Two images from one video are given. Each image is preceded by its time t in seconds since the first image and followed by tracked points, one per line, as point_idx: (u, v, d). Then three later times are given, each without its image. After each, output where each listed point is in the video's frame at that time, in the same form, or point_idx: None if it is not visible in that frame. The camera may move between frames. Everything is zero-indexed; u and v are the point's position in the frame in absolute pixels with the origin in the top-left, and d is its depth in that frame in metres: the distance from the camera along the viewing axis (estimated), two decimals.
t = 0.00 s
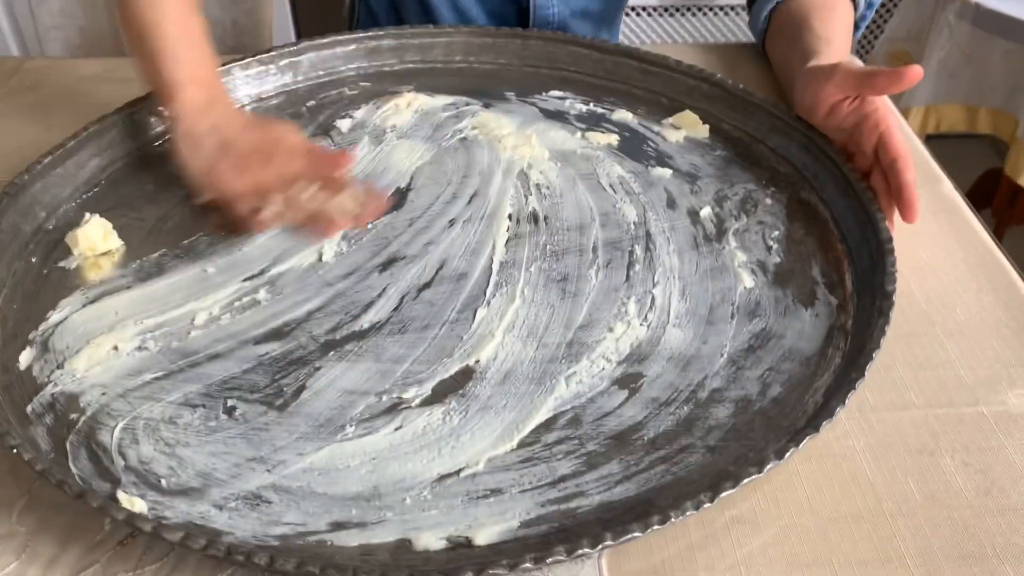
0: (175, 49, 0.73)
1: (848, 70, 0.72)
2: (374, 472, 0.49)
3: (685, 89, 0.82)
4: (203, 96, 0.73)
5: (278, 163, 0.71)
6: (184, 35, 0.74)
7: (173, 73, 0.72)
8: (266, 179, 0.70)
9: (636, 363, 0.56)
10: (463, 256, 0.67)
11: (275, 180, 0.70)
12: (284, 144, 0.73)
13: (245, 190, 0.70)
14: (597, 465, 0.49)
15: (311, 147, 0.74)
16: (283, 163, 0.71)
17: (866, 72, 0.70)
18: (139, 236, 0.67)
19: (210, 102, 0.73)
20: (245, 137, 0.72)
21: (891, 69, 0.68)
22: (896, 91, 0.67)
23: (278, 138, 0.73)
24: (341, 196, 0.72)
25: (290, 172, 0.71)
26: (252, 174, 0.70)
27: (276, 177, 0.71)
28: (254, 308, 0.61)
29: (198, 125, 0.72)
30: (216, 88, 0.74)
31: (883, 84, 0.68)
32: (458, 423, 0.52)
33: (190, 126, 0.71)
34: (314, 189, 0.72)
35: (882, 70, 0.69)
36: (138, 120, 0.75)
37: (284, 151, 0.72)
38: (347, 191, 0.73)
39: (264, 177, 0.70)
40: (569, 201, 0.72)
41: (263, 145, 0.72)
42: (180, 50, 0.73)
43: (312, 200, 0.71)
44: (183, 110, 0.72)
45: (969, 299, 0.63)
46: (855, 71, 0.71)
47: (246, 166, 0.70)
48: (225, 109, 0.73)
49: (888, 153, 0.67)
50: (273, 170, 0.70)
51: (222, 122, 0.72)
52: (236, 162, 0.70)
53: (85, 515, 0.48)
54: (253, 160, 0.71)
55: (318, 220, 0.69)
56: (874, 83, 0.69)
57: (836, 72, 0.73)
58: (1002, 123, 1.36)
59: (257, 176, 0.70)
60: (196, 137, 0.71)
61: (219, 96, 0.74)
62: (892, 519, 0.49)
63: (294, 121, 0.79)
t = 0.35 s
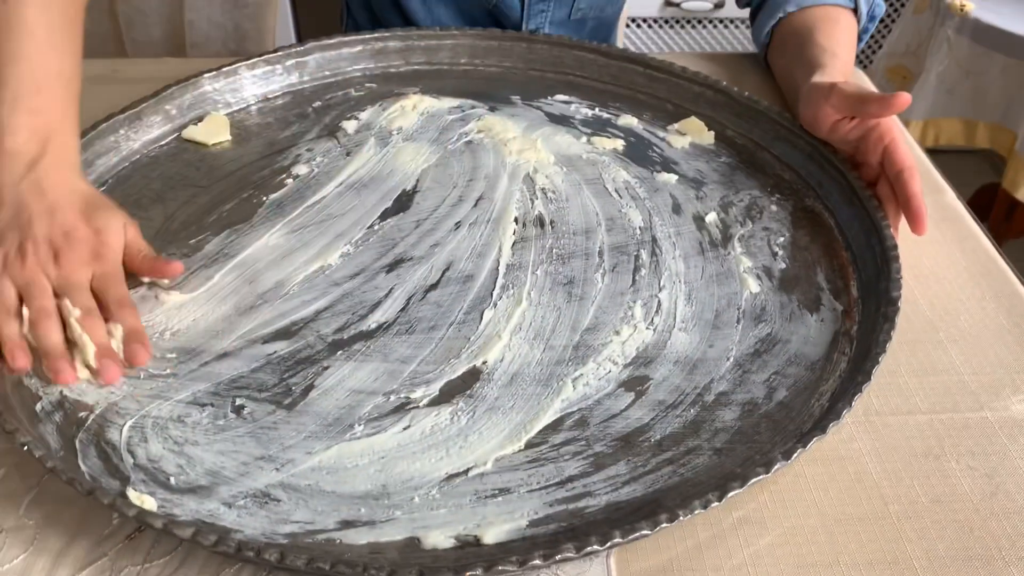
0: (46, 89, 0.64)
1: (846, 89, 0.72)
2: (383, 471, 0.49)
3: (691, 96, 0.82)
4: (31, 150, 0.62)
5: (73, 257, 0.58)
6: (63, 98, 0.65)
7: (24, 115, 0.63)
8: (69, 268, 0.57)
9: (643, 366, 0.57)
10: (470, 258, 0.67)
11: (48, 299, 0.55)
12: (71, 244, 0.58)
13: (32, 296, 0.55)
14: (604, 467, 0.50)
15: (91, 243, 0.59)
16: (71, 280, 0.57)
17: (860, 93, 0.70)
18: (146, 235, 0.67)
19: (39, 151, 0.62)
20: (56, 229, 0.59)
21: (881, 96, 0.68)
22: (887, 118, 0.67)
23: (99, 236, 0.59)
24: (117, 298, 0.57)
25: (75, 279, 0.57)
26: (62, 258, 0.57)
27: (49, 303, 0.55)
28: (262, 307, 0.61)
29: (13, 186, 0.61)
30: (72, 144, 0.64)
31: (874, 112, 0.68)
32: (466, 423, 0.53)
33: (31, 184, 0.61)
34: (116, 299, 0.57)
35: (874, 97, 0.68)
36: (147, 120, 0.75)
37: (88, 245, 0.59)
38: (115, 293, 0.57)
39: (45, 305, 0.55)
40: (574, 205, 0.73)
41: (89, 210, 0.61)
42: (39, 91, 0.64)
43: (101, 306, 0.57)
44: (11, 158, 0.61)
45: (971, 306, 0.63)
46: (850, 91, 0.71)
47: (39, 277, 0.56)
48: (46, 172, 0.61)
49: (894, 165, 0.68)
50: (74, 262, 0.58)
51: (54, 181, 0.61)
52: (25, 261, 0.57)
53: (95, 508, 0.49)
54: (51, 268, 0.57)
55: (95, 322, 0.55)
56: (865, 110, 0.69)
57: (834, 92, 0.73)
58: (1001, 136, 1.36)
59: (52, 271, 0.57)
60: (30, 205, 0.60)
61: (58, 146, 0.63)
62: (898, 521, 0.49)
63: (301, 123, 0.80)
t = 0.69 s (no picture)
0: (247, 13, 0.76)
1: (855, 90, 0.72)
2: (391, 466, 0.50)
3: (697, 100, 0.83)
4: (238, 65, 0.75)
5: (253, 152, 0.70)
6: (265, 36, 0.75)
7: (235, 38, 0.75)
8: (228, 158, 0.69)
9: (649, 366, 0.57)
10: (478, 259, 0.68)
11: (255, 137, 0.71)
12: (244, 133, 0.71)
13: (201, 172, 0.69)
14: (610, 465, 0.50)
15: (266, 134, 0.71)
16: (226, 173, 0.69)
17: (869, 94, 0.71)
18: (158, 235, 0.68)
19: (242, 73, 0.75)
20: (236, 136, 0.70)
21: (894, 96, 0.68)
22: (897, 119, 0.68)
23: (270, 138, 0.71)
24: (247, 183, 0.69)
25: (215, 180, 0.69)
26: (224, 154, 0.70)
27: (239, 149, 0.70)
28: (272, 306, 0.62)
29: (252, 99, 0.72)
30: (279, 64, 0.75)
31: (884, 112, 0.68)
32: (473, 420, 0.53)
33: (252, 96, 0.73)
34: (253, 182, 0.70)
35: (884, 97, 0.69)
36: (159, 122, 0.76)
37: (261, 140, 0.71)
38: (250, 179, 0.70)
39: (204, 181, 0.69)
40: (581, 206, 0.73)
41: (272, 120, 0.72)
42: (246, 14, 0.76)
43: (220, 189, 0.69)
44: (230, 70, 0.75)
45: (975, 308, 0.64)
46: (861, 91, 0.72)
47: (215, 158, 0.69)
48: (263, 86, 0.73)
49: (895, 165, 0.69)
50: (234, 150, 0.70)
51: (263, 93, 0.73)
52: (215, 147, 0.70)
53: (109, 500, 0.50)
54: (226, 151, 0.70)
55: (218, 204, 0.69)
56: (875, 110, 0.69)
57: (842, 92, 0.73)
58: (1007, 140, 1.37)
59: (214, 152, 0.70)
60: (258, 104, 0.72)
61: (262, 73, 0.74)
62: (900, 520, 0.49)
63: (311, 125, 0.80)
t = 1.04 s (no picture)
0: (291, 14, 0.77)
1: (864, 90, 0.72)
2: (400, 469, 0.50)
3: (705, 103, 0.83)
4: (324, 62, 0.78)
5: (374, 140, 0.76)
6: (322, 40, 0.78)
7: (299, 48, 0.77)
8: (374, 148, 0.76)
9: (657, 369, 0.58)
10: (486, 263, 0.68)
11: (363, 153, 0.76)
12: (366, 137, 0.76)
13: (334, 165, 0.77)
14: (618, 468, 0.50)
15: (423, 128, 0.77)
16: (377, 152, 0.76)
17: (878, 94, 0.70)
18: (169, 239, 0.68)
19: (332, 68, 0.78)
20: (347, 117, 0.76)
21: (903, 95, 0.67)
22: (907, 117, 0.67)
23: (403, 110, 0.77)
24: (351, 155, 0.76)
25: (352, 157, 0.76)
26: (341, 147, 0.76)
27: (359, 152, 0.76)
28: (282, 309, 0.63)
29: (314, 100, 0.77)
30: (347, 73, 0.79)
31: (894, 111, 0.68)
32: (482, 423, 0.53)
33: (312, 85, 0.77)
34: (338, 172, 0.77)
35: (893, 97, 0.68)
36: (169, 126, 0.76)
37: (382, 141, 0.76)
38: (356, 153, 0.76)
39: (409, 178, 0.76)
40: (589, 210, 0.74)
41: (335, 142, 0.77)
42: (291, 15, 0.77)
43: (419, 181, 0.76)
44: (299, 71, 0.78)
45: (983, 311, 0.64)
46: (869, 91, 0.71)
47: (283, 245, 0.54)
48: (346, 83, 0.78)
49: (905, 167, 0.68)
50: (370, 150, 0.76)
51: (323, 68, 0.78)
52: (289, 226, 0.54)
53: (121, 503, 0.50)
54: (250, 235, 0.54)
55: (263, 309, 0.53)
56: (884, 109, 0.69)
57: (851, 92, 0.73)
58: (1015, 142, 1.36)
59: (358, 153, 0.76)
60: (319, 104, 0.77)
61: (343, 72, 0.78)
62: (909, 524, 0.49)
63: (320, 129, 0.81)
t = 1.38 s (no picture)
0: (120, 68, 0.67)
1: (871, 93, 0.72)
2: (406, 470, 0.50)
3: (710, 104, 0.83)
4: (115, 153, 0.65)
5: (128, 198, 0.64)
6: (143, 111, 0.68)
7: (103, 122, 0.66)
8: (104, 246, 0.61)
9: (662, 369, 0.58)
10: (491, 263, 0.68)
11: (144, 234, 0.62)
12: (131, 238, 0.61)
13: (64, 283, 0.59)
14: (624, 469, 0.50)
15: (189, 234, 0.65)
16: (125, 280, 0.59)
17: (884, 97, 0.70)
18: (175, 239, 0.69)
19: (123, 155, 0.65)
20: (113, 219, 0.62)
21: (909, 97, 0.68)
22: (912, 121, 0.67)
23: (158, 236, 0.62)
24: (133, 205, 0.64)
25: (125, 207, 0.63)
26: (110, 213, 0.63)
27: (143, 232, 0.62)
28: (288, 309, 0.63)
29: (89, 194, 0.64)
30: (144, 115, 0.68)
31: (900, 114, 0.68)
32: (487, 424, 0.53)
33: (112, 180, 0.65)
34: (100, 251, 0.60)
35: (900, 99, 0.68)
36: (176, 126, 0.76)
37: (128, 258, 0.60)
38: (128, 203, 0.64)
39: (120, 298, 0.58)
40: (595, 210, 0.74)
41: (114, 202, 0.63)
42: (98, 57, 0.66)
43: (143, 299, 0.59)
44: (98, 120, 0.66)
45: (990, 313, 0.64)
46: (876, 93, 0.71)
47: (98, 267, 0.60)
48: (138, 160, 0.66)
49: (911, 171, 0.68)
50: (132, 190, 0.65)
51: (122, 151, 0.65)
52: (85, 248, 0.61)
53: (128, 502, 0.50)
54: (118, 253, 0.60)
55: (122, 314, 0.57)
56: (891, 112, 0.69)
57: (858, 95, 0.73)
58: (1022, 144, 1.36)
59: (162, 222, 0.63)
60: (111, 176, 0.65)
61: (132, 150, 0.66)
62: (916, 524, 0.49)
63: (325, 129, 0.81)
